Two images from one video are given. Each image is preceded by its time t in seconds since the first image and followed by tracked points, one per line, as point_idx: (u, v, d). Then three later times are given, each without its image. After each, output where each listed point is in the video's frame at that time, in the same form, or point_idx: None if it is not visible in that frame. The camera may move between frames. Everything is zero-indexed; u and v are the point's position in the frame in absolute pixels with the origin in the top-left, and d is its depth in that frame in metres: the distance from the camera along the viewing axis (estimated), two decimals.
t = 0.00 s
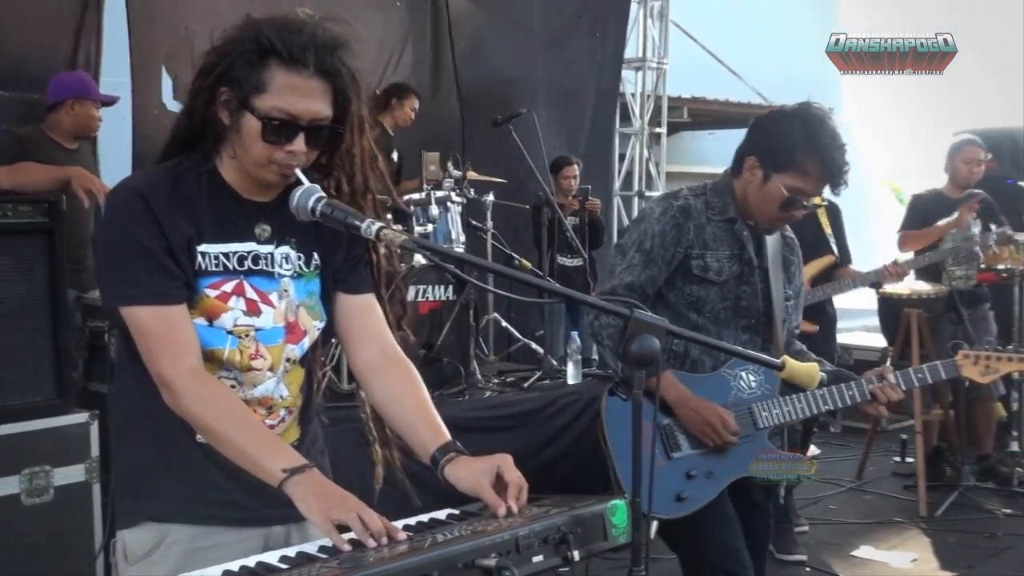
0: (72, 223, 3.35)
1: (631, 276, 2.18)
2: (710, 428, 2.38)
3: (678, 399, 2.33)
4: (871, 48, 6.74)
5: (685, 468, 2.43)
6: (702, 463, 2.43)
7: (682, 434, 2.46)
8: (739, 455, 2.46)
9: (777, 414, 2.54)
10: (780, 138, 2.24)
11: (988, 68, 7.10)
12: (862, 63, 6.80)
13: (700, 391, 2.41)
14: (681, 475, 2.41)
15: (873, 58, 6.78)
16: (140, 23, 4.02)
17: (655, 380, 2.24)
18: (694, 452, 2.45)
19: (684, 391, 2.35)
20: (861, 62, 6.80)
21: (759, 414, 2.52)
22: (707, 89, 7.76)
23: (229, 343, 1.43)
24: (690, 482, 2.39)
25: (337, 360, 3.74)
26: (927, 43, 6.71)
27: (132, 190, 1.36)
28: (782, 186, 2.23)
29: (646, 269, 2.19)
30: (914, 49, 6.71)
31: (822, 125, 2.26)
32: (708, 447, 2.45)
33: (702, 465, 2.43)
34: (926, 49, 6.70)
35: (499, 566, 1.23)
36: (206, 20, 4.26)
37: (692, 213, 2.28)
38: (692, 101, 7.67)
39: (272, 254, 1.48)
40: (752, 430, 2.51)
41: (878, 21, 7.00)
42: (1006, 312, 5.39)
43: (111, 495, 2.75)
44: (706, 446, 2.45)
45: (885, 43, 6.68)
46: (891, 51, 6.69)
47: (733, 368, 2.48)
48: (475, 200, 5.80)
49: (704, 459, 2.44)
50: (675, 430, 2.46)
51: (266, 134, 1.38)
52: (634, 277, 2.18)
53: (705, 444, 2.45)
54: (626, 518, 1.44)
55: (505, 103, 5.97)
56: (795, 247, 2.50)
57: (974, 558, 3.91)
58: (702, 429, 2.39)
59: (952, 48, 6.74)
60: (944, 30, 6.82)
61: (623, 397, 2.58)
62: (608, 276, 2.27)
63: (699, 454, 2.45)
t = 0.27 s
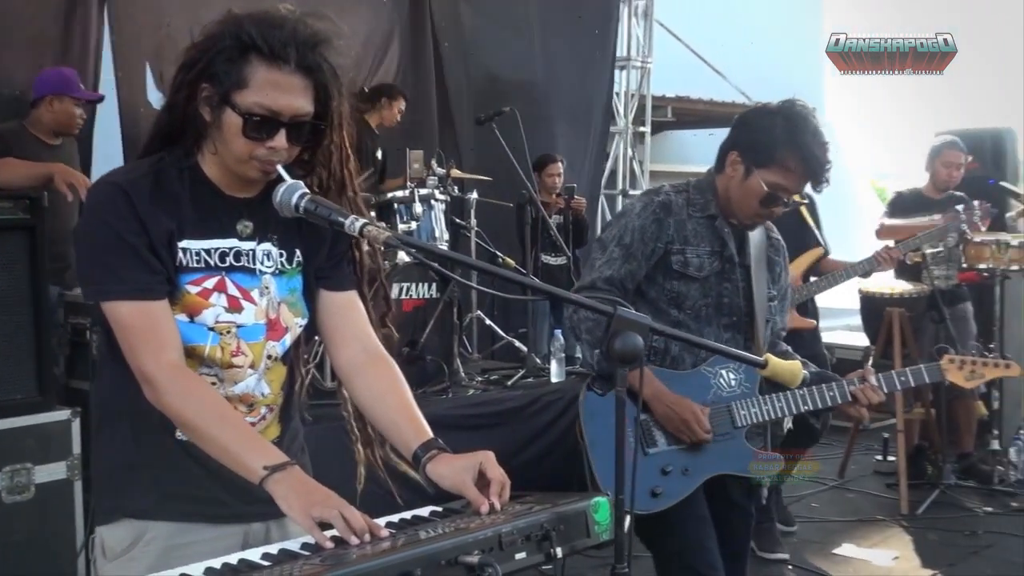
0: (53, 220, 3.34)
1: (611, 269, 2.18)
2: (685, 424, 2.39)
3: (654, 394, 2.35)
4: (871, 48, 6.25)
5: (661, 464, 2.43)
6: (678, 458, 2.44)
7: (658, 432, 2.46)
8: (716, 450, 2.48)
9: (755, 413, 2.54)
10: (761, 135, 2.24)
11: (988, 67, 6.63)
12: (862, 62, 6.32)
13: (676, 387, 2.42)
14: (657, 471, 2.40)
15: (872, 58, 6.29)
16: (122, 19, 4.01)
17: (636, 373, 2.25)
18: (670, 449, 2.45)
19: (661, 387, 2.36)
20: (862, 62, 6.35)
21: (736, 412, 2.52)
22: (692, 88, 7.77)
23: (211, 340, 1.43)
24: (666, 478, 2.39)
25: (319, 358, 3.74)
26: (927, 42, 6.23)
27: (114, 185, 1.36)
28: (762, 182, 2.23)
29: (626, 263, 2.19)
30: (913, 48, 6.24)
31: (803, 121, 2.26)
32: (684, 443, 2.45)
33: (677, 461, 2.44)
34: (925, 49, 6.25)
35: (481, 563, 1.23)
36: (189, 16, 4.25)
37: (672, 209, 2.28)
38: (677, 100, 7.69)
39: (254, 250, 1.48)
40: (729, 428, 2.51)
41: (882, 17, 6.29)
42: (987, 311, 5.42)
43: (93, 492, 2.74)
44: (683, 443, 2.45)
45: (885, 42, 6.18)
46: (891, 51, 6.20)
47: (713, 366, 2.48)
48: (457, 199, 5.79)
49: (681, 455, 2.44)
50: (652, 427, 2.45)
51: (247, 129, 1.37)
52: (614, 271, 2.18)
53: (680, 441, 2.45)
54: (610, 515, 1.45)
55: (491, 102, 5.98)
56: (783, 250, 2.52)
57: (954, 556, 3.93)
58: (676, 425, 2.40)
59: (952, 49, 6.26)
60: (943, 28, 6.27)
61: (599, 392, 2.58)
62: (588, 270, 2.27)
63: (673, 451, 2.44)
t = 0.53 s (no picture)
0: (32, 213, 3.32)
1: (588, 266, 2.19)
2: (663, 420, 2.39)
3: (633, 390, 2.35)
4: (871, 48, 6.94)
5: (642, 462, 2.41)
6: (659, 457, 2.41)
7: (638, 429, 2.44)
8: (698, 445, 2.45)
9: (736, 410, 2.51)
10: (735, 127, 2.25)
11: (988, 68, 7.03)
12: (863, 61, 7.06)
13: (654, 383, 2.41)
14: (638, 469, 2.38)
15: (873, 57, 6.99)
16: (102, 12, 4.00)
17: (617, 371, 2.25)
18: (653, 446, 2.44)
19: (639, 384, 2.37)
20: (862, 62, 7.08)
21: (717, 409, 2.49)
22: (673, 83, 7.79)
23: (189, 332, 1.43)
24: (646, 476, 2.36)
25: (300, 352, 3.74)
26: (927, 42, 6.86)
27: (90, 176, 1.35)
28: (742, 174, 2.23)
29: (603, 259, 2.20)
30: (913, 47, 6.87)
31: (778, 111, 2.27)
32: (665, 440, 2.44)
33: (659, 460, 2.41)
34: (924, 48, 6.86)
35: (460, 556, 1.23)
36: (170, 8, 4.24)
37: (648, 204, 2.28)
38: (659, 94, 7.69)
39: (232, 242, 1.48)
40: (711, 426, 2.48)
41: (882, 18, 7.02)
42: (965, 305, 5.46)
43: (72, 486, 2.74)
44: (664, 440, 2.44)
45: (886, 41, 6.87)
46: (890, 51, 6.86)
47: (693, 362, 2.47)
48: (439, 194, 5.80)
49: (662, 453, 2.42)
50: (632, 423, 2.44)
51: (225, 119, 1.37)
52: (592, 268, 2.19)
53: (661, 439, 2.44)
54: (589, 508, 1.45)
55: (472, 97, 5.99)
56: (761, 243, 2.53)
57: (932, 549, 3.95)
58: (654, 420, 2.40)
59: (952, 47, 6.86)
60: (943, 28, 6.89)
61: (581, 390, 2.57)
62: (566, 266, 2.28)
63: (653, 450, 2.43)
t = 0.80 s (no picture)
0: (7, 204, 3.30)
1: (568, 262, 2.18)
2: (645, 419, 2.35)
3: (614, 389, 2.31)
4: (872, 48, 6.86)
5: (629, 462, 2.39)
6: (646, 455, 2.40)
7: (623, 427, 2.43)
8: (682, 443, 2.44)
9: (719, 404, 2.50)
10: (706, 116, 2.26)
11: (988, 68, 7.11)
12: (864, 61, 6.89)
13: (635, 379, 2.38)
14: (625, 469, 2.37)
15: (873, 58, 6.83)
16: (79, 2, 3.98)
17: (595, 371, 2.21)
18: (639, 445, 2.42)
19: (620, 381, 2.33)
20: (863, 60, 6.92)
21: (701, 403, 2.49)
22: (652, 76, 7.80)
23: (163, 327, 1.42)
24: (633, 476, 2.35)
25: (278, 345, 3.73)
26: (927, 42, 6.86)
27: (66, 170, 1.34)
28: (715, 162, 2.23)
29: (582, 255, 2.19)
30: (913, 48, 6.86)
31: (748, 99, 2.28)
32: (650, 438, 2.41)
33: (645, 457, 2.39)
34: (925, 48, 6.87)
35: (436, 547, 1.24)
36: None
37: (624, 197, 2.28)
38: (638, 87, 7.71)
39: (209, 236, 1.48)
40: (694, 420, 2.48)
41: (881, 18, 7.01)
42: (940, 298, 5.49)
43: (46, 479, 2.73)
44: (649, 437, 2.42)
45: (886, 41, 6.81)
46: (891, 50, 6.81)
47: (675, 356, 2.45)
48: (416, 186, 5.80)
49: (649, 450, 2.41)
50: (615, 421, 2.42)
51: (203, 115, 1.36)
52: (571, 264, 2.18)
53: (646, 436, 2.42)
54: (565, 499, 1.46)
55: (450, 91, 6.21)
56: (732, 236, 2.54)
57: (907, 541, 3.98)
58: (636, 418, 2.36)
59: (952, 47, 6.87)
60: (942, 28, 6.95)
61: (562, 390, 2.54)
62: (543, 264, 2.26)
63: (641, 448, 2.41)
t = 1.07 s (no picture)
0: None
1: (542, 257, 2.17)
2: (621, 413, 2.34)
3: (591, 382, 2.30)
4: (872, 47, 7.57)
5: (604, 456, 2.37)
6: (622, 449, 2.38)
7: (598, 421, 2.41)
8: (658, 437, 2.42)
9: (695, 398, 2.49)
10: (682, 109, 2.26)
11: (987, 70, 7.97)
12: (864, 60, 7.61)
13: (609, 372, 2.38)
14: (601, 463, 2.35)
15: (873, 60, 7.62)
16: None
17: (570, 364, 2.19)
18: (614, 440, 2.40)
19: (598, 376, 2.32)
20: (862, 61, 7.67)
21: (676, 397, 2.47)
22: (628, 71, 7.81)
23: (134, 322, 1.42)
24: (608, 470, 2.33)
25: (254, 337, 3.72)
26: (927, 43, 7.65)
27: (36, 165, 1.33)
28: (689, 156, 2.23)
29: (557, 249, 2.19)
30: (914, 52, 7.64)
31: (723, 93, 2.28)
32: (626, 433, 2.40)
33: (621, 451, 2.38)
34: (925, 48, 7.66)
35: (410, 541, 1.25)
36: None
37: (600, 191, 2.28)
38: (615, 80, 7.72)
39: (184, 230, 1.47)
40: (671, 415, 2.46)
41: (881, 18, 7.72)
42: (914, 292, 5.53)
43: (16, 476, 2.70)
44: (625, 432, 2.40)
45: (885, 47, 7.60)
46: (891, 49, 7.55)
47: (650, 351, 2.43)
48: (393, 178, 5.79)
49: (624, 445, 2.39)
50: (591, 415, 2.40)
51: (175, 108, 1.36)
52: (546, 259, 2.17)
53: (621, 431, 2.39)
54: (539, 492, 1.47)
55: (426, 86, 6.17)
56: (709, 229, 2.54)
57: (882, 533, 4.00)
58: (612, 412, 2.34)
59: (952, 48, 7.69)
60: (943, 33, 7.72)
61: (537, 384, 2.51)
62: (518, 258, 2.25)
63: (617, 441, 2.39)
